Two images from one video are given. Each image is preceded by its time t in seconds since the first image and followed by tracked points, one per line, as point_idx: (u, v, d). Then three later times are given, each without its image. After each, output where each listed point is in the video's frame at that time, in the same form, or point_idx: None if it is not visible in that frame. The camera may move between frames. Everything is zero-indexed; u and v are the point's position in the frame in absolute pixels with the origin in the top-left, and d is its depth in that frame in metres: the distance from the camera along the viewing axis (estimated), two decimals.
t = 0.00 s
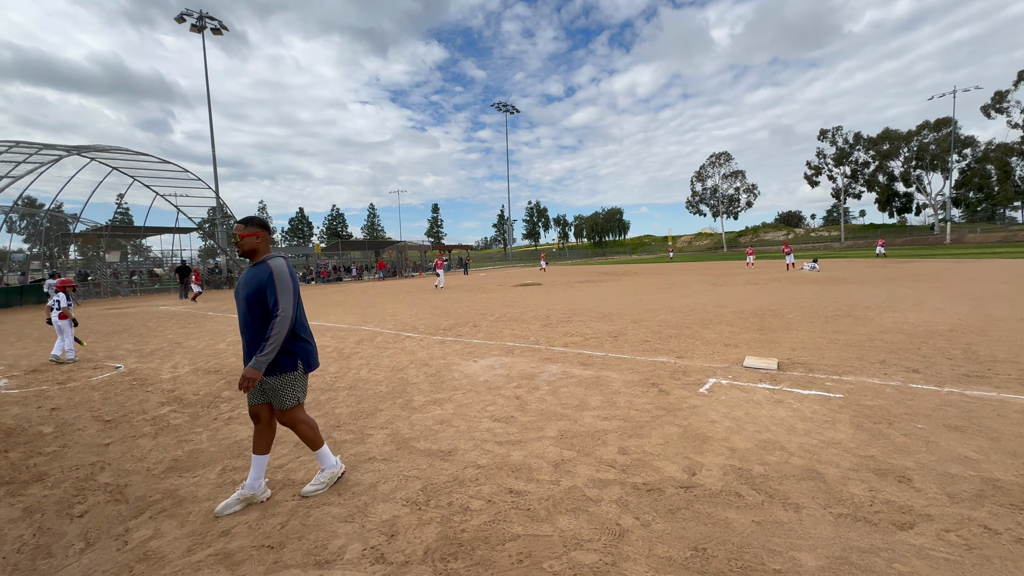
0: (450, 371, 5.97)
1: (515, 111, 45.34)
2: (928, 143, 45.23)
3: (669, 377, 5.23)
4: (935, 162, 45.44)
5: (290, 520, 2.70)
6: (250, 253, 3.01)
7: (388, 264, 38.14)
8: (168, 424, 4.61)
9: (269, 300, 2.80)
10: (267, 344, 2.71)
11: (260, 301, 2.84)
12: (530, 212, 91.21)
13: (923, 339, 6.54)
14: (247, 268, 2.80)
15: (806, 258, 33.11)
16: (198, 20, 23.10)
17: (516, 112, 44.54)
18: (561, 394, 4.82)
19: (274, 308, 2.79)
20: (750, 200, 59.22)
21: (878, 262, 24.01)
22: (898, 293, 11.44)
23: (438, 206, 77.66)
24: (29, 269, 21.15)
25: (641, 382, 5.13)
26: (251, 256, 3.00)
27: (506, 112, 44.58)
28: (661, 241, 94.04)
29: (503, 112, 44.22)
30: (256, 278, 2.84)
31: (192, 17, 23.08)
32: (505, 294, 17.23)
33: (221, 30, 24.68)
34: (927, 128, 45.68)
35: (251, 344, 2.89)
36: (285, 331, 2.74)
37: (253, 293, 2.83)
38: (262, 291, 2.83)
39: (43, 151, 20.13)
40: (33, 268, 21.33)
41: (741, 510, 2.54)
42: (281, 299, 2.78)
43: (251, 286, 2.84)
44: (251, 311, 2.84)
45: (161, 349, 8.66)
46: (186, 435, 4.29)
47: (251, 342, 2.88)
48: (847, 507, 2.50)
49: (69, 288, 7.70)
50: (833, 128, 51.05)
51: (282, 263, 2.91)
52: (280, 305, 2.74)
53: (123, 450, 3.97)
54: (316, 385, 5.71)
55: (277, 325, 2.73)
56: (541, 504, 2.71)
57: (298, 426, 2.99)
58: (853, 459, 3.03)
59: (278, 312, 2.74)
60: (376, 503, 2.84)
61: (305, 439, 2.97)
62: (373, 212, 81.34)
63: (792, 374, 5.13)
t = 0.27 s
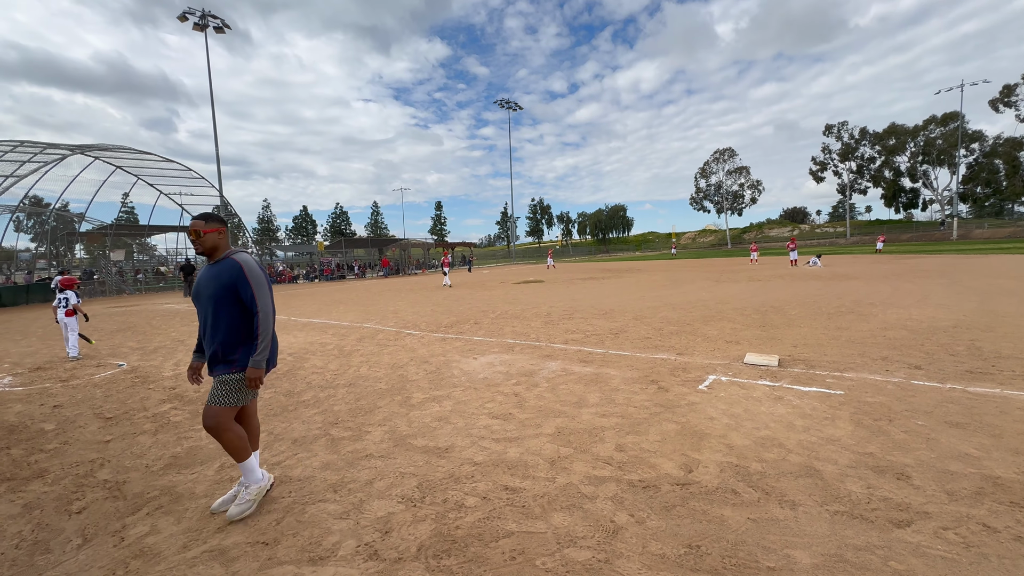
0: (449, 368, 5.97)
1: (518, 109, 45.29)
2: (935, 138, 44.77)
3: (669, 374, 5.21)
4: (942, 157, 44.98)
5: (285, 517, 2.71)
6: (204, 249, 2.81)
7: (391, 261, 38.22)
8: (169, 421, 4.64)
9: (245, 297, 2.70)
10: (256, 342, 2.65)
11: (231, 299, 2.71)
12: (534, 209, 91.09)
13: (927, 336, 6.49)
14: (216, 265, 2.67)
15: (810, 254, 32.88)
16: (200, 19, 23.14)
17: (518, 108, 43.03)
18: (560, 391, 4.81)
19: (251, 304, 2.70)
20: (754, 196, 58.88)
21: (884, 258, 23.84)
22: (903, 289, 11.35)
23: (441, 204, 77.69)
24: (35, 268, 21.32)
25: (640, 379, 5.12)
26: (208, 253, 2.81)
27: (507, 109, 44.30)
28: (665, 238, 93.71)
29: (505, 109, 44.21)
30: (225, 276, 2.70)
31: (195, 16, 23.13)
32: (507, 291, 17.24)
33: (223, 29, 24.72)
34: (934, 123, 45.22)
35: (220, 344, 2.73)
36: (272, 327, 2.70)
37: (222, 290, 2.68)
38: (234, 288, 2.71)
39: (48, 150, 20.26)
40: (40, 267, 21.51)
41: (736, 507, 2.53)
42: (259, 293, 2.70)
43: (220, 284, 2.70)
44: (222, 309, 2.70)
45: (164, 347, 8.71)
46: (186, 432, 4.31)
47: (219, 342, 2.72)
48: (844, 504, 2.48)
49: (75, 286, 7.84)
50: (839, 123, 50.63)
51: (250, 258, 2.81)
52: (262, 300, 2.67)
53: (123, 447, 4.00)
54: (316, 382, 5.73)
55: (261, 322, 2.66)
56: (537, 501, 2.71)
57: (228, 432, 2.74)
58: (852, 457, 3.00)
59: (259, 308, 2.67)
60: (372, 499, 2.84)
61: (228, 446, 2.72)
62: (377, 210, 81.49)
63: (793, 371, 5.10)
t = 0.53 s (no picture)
0: (445, 367, 5.96)
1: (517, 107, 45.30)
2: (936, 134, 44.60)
3: (664, 372, 5.20)
4: (943, 153, 44.81)
5: (276, 517, 2.70)
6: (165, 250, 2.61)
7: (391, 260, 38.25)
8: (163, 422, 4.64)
9: (212, 302, 2.57)
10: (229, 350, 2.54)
11: (195, 304, 2.56)
12: (534, 208, 91.04)
13: (924, 332, 6.46)
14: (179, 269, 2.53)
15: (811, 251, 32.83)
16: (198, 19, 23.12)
17: (517, 107, 43.31)
18: (555, 389, 4.79)
19: (219, 309, 2.59)
20: (755, 193, 58.76)
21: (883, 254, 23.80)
22: (902, 286, 11.32)
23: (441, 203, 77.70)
24: (36, 269, 21.36)
25: (636, 376, 5.10)
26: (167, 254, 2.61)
27: (506, 107, 44.33)
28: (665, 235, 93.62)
29: (504, 107, 44.19)
30: (188, 279, 2.54)
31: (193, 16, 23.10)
32: (506, 290, 17.25)
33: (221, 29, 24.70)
34: (935, 118, 45.04)
35: (178, 352, 2.53)
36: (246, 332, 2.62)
37: (185, 295, 2.52)
38: (198, 293, 2.56)
39: (47, 151, 20.28)
40: (41, 268, 21.56)
41: (728, 505, 2.51)
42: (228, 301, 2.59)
43: (184, 288, 2.53)
44: (185, 315, 2.53)
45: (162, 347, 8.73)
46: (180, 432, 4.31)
47: (180, 350, 2.53)
48: (835, 502, 2.46)
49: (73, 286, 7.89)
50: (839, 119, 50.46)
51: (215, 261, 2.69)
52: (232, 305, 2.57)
53: (117, 448, 4.00)
54: (312, 382, 5.72)
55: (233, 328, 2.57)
56: (527, 501, 2.69)
57: (193, 447, 2.64)
58: (845, 454, 2.99)
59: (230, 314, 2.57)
60: (363, 499, 2.84)
61: (192, 464, 2.61)
62: (377, 209, 81.53)
63: (790, 368, 5.08)
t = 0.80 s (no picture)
0: (438, 369, 5.93)
1: (510, 108, 45.34)
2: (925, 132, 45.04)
3: (656, 371, 5.20)
4: (933, 151, 45.27)
5: (263, 522, 2.68)
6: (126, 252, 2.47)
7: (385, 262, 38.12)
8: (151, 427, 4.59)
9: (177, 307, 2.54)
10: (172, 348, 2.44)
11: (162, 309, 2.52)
12: (529, 208, 91.09)
13: (914, 329, 6.51)
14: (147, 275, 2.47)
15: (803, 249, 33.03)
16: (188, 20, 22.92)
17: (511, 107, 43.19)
18: (547, 390, 4.79)
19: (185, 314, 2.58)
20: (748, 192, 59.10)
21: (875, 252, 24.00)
22: (892, 283, 11.41)
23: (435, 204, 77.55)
24: (25, 274, 21.10)
25: (627, 376, 5.11)
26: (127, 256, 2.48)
27: (500, 108, 44.34)
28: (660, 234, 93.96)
29: (497, 108, 44.17)
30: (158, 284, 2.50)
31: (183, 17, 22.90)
32: (500, 290, 17.24)
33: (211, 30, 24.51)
34: (925, 117, 45.49)
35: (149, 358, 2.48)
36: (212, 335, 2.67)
37: (155, 301, 2.47)
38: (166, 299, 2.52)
39: (35, 154, 20.04)
40: (30, 273, 21.30)
41: (716, 504, 2.51)
42: (190, 303, 2.53)
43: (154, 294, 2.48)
44: (153, 321, 2.48)
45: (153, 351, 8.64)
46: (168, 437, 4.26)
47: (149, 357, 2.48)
48: (824, 499, 2.47)
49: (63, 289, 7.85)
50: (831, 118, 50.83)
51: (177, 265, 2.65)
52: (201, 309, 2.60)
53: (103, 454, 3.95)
54: (303, 385, 5.68)
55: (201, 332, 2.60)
56: (516, 502, 2.69)
57: (172, 453, 2.61)
58: (834, 451, 3.00)
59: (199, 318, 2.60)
60: (351, 502, 2.82)
61: (174, 469, 2.59)
62: (371, 210, 81.26)
63: (780, 366, 5.10)
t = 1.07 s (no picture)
0: (424, 373, 5.89)
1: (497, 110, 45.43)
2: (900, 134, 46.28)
3: (642, 372, 5.25)
4: (908, 152, 46.53)
5: (245, 532, 2.63)
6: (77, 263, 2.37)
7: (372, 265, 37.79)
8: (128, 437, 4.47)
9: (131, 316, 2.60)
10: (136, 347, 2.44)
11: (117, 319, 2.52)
12: (516, 210, 91.25)
13: (891, 326, 6.67)
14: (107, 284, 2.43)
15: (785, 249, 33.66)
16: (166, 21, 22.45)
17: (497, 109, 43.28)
18: (533, 392, 4.79)
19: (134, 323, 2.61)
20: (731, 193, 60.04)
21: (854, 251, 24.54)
22: (870, 281, 11.69)
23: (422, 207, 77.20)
24: None
25: (613, 377, 5.14)
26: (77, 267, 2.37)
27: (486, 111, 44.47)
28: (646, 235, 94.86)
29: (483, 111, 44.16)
30: (116, 295, 2.50)
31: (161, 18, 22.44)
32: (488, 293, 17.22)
33: (190, 32, 24.06)
34: (900, 119, 46.74)
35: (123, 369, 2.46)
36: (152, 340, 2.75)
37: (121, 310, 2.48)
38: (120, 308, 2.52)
39: (6, 158, 19.42)
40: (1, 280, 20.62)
41: (700, 502, 2.54)
42: (139, 311, 2.68)
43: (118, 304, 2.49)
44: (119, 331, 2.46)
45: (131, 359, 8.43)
46: (146, 448, 4.16)
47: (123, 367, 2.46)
48: (803, 495, 2.52)
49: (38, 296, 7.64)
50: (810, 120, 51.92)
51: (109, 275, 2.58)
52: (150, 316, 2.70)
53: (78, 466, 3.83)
54: (286, 391, 5.60)
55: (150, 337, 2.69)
56: (502, 505, 2.68)
57: (136, 461, 2.57)
58: (813, 448, 3.06)
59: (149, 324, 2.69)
60: (335, 510, 2.78)
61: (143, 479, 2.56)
62: (357, 213, 80.52)
63: (762, 364, 5.19)
